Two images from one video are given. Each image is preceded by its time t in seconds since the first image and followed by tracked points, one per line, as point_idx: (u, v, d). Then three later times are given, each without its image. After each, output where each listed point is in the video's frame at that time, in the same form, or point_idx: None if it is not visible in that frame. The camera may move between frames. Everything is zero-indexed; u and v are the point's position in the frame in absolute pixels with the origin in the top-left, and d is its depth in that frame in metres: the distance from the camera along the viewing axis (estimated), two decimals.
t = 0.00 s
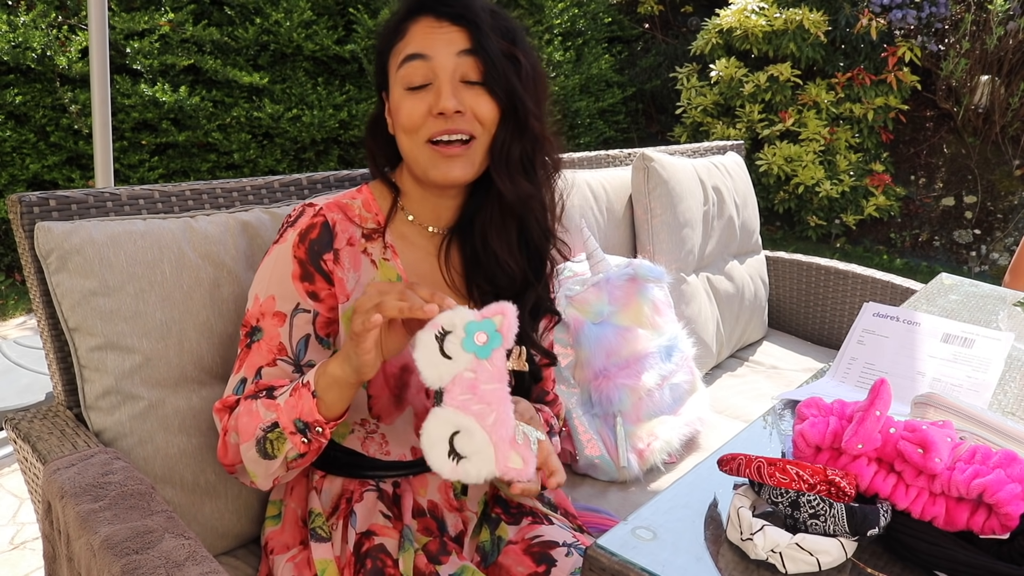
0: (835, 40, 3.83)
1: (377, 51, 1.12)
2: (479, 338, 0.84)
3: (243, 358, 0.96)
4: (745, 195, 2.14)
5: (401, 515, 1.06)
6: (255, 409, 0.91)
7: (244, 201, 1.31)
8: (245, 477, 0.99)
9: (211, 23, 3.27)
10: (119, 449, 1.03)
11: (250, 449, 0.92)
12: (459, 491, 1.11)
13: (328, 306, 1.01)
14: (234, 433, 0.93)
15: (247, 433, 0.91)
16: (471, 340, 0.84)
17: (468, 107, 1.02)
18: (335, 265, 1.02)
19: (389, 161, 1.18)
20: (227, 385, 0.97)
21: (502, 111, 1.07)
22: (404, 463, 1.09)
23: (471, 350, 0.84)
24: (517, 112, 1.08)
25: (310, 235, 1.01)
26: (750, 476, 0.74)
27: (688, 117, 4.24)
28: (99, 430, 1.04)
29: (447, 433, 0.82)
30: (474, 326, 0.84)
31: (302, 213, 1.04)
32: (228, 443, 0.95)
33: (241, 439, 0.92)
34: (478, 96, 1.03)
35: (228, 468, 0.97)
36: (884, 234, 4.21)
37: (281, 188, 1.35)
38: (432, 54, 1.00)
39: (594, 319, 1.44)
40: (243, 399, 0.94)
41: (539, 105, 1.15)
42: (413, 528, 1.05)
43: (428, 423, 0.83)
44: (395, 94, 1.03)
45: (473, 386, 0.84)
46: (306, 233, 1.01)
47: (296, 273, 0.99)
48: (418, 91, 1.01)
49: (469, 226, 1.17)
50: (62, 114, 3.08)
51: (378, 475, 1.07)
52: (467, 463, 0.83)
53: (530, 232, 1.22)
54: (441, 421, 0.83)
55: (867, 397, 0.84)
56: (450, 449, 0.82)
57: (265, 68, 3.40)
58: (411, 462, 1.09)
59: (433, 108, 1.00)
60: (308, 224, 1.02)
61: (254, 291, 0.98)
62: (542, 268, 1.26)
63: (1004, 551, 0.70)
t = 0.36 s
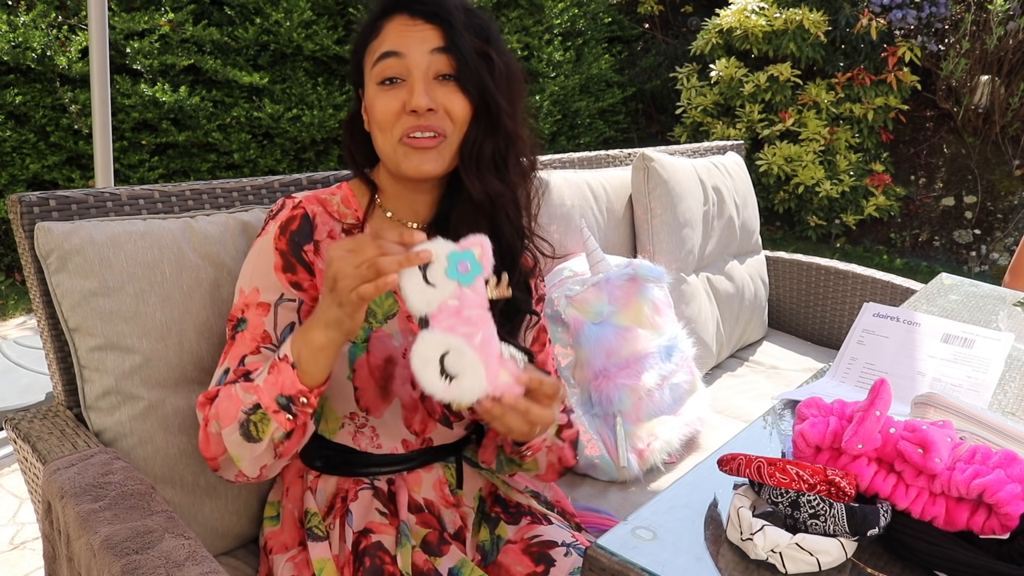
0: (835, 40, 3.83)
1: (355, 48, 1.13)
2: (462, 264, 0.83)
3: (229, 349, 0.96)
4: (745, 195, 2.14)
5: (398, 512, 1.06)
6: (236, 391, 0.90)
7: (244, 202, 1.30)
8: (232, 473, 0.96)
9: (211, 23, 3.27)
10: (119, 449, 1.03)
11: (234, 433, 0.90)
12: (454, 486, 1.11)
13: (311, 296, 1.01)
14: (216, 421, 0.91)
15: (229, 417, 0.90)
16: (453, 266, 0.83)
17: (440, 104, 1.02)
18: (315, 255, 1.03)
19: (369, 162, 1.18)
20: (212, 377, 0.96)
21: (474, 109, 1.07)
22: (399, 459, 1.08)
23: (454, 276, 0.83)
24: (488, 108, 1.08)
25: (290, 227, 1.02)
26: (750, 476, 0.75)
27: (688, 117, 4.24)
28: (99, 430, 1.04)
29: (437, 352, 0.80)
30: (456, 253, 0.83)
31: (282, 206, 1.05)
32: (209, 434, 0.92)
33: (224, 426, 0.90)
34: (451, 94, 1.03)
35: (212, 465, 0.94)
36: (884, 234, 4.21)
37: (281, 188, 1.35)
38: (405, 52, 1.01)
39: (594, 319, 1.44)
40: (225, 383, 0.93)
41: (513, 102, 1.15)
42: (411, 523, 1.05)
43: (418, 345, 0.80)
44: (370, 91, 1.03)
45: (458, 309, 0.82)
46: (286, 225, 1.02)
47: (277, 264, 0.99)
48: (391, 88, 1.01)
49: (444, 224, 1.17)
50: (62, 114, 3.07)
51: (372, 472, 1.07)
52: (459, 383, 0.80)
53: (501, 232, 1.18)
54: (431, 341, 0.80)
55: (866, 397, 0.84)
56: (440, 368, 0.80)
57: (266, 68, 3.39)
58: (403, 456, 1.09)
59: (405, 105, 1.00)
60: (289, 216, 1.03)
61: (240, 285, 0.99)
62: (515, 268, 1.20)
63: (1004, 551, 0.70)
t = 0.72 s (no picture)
0: (835, 40, 3.83)
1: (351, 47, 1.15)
2: (407, 182, 0.81)
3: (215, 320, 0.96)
4: (745, 195, 2.14)
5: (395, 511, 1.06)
6: (199, 351, 0.93)
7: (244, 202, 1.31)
8: (188, 455, 0.94)
9: (211, 23, 3.27)
10: (119, 449, 1.03)
11: (182, 393, 0.90)
12: (451, 484, 1.11)
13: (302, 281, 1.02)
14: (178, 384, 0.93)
15: (183, 375, 0.92)
16: (409, 189, 0.81)
17: (428, 108, 1.02)
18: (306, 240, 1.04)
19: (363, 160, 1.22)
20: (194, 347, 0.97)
21: (463, 113, 1.07)
22: (397, 455, 1.10)
23: (421, 191, 0.81)
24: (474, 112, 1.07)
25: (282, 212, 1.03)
26: (750, 476, 0.75)
27: (688, 117, 4.24)
28: (100, 431, 1.04)
29: (509, 223, 0.82)
30: (397, 182, 0.81)
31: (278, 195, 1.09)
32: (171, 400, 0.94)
33: (178, 385, 0.92)
34: (440, 98, 1.04)
35: (171, 442, 0.94)
36: (884, 234, 4.21)
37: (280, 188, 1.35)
38: (397, 54, 1.01)
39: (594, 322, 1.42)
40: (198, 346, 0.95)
41: (501, 108, 1.14)
42: (410, 521, 1.05)
43: (496, 241, 0.82)
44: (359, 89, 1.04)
45: (457, 194, 0.82)
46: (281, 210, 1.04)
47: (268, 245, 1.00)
48: (380, 88, 1.02)
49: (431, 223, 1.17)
50: (62, 114, 3.07)
51: (369, 472, 1.08)
52: (546, 213, 0.83)
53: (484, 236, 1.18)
54: (496, 229, 0.82)
55: (866, 397, 0.84)
56: (522, 227, 0.83)
57: (266, 68, 3.40)
58: (400, 454, 1.10)
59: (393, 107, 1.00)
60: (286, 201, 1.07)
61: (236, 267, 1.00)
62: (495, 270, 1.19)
63: (1004, 551, 0.70)
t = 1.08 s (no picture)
0: (835, 40, 3.83)
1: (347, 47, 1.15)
2: (393, 193, 0.80)
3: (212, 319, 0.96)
4: (745, 195, 2.14)
5: (394, 510, 1.06)
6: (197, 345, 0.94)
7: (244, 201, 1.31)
8: (186, 451, 0.94)
9: (211, 23, 3.27)
10: (119, 449, 1.04)
11: (179, 385, 0.91)
12: (450, 483, 1.11)
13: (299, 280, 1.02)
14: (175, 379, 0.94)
15: (181, 367, 0.93)
16: (395, 202, 0.80)
17: (420, 109, 1.03)
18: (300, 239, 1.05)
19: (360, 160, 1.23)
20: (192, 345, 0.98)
21: (455, 114, 1.07)
22: (394, 454, 1.10)
23: (408, 201, 0.80)
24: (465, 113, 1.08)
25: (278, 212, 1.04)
26: (750, 476, 0.75)
27: (688, 117, 4.24)
28: (100, 431, 1.04)
29: (495, 225, 0.83)
30: (382, 195, 0.80)
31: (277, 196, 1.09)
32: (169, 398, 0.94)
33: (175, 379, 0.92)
34: (432, 99, 1.04)
35: (170, 438, 0.94)
36: (884, 234, 4.21)
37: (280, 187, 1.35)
38: (389, 56, 1.02)
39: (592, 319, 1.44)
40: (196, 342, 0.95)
41: (494, 109, 1.14)
42: (409, 520, 1.05)
43: (482, 245, 0.83)
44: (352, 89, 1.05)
45: (444, 199, 0.81)
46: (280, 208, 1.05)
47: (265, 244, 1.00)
48: (372, 89, 1.03)
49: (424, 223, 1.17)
50: (62, 114, 3.07)
51: (368, 471, 1.08)
52: (533, 213, 0.84)
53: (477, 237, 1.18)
54: (483, 235, 0.82)
55: (867, 397, 0.84)
56: (508, 228, 0.83)
57: (266, 68, 3.40)
58: (399, 452, 1.10)
59: (384, 107, 1.01)
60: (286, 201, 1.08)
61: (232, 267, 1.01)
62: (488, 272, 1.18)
63: (1004, 551, 0.70)
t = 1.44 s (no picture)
0: (835, 40, 3.83)
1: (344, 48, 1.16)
2: (392, 180, 0.81)
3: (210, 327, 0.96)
4: (744, 195, 2.14)
5: (394, 511, 1.06)
6: (198, 356, 0.93)
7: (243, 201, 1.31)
8: (186, 460, 0.94)
9: (211, 23, 3.27)
10: (119, 449, 1.04)
11: (179, 398, 0.90)
12: (449, 483, 1.11)
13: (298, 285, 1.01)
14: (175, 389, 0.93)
15: (182, 380, 0.92)
16: (393, 190, 0.81)
17: (417, 110, 1.02)
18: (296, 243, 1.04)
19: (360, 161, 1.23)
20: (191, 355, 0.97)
21: (453, 115, 1.07)
22: (393, 454, 1.10)
23: (406, 191, 0.82)
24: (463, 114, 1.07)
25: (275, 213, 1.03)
26: (750, 476, 0.75)
27: (688, 117, 4.24)
28: (100, 430, 1.04)
29: (489, 228, 0.83)
30: (381, 181, 0.81)
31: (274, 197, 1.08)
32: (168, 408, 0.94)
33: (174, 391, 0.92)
34: (430, 100, 1.03)
35: (171, 447, 0.94)
36: (884, 234, 4.21)
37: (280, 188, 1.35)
38: (386, 58, 1.01)
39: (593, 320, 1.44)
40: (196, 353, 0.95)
41: (492, 111, 1.14)
42: (409, 521, 1.05)
43: (472, 244, 0.84)
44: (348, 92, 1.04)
45: (442, 194, 0.82)
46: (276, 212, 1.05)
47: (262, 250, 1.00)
48: (369, 91, 1.02)
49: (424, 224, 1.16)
50: (62, 114, 3.07)
51: (367, 472, 1.09)
52: (528, 221, 0.84)
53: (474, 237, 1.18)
54: (474, 234, 0.83)
55: (867, 397, 0.84)
56: (501, 232, 0.83)
57: (266, 68, 3.40)
58: (399, 453, 1.10)
59: (382, 109, 1.01)
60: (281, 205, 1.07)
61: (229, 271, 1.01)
62: (486, 273, 1.18)
63: (1004, 551, 0.70)
